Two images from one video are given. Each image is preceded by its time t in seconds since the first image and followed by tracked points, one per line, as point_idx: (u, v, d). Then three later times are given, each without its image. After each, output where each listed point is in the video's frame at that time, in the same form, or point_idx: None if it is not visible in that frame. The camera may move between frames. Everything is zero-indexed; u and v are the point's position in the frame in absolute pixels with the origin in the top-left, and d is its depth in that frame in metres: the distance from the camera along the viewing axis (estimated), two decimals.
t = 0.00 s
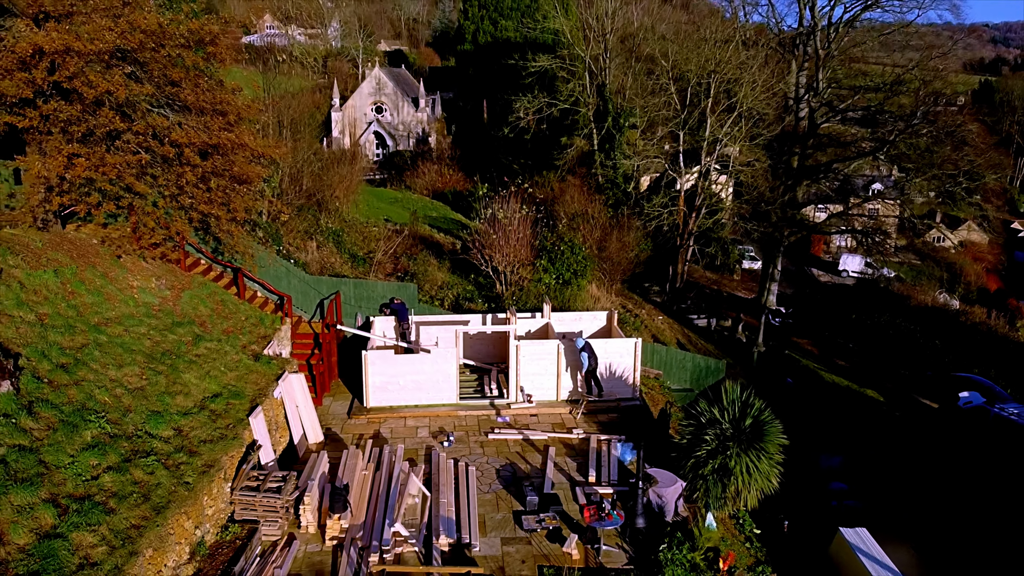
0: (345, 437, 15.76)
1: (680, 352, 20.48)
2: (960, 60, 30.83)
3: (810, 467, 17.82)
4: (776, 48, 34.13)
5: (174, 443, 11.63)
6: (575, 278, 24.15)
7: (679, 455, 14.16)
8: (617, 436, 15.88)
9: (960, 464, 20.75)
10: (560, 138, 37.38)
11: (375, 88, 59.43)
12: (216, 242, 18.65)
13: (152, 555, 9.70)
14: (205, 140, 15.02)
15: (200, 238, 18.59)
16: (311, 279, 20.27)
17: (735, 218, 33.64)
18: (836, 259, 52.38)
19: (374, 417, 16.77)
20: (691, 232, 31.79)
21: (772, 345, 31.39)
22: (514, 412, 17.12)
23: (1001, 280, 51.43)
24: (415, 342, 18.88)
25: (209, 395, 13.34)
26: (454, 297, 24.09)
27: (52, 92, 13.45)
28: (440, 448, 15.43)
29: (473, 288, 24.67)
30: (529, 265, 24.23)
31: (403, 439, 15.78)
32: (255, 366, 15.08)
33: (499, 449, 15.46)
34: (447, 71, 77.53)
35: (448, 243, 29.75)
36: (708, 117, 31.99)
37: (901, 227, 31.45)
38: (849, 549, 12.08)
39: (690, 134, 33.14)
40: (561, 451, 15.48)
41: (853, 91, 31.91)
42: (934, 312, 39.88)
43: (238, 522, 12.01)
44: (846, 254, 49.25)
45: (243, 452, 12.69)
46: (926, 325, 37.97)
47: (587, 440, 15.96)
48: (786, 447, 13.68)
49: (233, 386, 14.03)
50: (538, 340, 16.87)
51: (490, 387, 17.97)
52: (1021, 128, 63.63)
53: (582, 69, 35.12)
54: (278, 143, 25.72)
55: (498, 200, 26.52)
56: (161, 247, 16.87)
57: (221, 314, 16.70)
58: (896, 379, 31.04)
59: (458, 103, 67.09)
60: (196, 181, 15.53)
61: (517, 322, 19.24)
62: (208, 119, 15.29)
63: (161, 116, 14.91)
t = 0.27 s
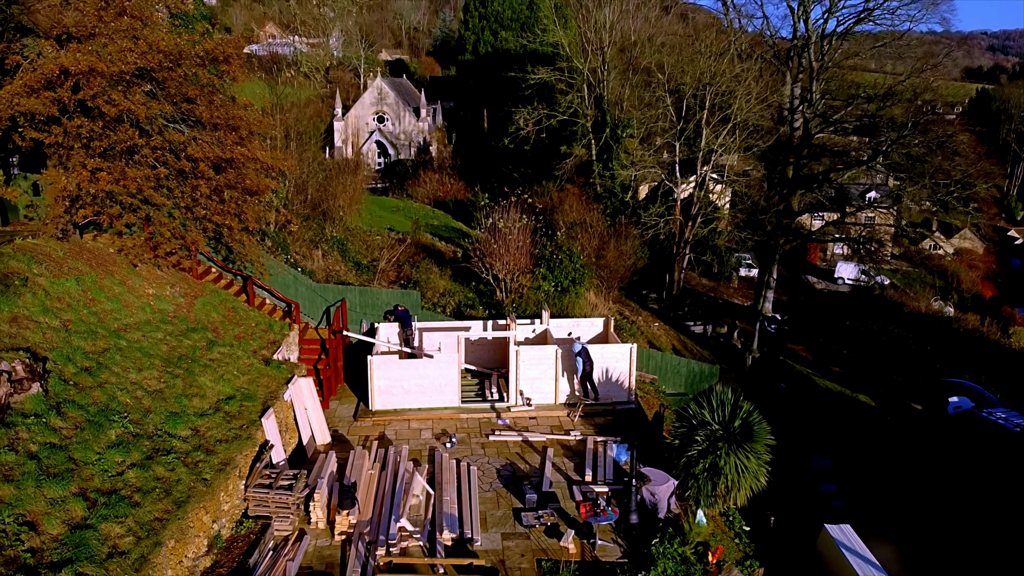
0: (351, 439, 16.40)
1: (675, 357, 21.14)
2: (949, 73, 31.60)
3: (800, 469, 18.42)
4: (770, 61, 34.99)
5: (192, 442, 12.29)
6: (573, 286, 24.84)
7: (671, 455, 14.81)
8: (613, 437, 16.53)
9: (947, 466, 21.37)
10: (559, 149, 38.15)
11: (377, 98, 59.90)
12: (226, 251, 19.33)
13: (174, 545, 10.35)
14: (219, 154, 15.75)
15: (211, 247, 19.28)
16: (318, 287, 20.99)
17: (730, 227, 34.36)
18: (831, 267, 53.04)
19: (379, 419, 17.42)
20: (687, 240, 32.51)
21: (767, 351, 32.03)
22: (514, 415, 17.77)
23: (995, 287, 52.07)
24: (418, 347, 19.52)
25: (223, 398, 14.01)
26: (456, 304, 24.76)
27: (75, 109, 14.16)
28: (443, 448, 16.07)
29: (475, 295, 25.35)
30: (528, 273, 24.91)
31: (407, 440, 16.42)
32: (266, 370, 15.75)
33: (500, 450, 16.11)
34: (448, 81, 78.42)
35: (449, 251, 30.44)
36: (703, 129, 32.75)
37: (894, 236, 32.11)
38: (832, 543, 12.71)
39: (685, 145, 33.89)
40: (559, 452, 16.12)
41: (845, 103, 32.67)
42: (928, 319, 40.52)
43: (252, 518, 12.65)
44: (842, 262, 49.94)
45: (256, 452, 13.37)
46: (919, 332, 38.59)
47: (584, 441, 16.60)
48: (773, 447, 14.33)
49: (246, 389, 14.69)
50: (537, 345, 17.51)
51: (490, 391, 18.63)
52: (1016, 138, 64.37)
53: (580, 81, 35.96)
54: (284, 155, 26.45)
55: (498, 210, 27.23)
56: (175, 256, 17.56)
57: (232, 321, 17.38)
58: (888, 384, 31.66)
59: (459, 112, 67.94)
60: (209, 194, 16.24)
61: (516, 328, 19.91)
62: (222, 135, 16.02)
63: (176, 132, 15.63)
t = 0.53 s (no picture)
0: (358, 441, 17.06)
1: (670, 363, 21.80)
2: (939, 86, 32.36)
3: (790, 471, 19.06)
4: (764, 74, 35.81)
5: (208, 442, 12.96)
6: (572, 294, 25.53)
7: (665, 456, 15.46)
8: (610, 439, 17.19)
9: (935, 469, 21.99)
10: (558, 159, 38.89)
11: (379, 108, 60.44)
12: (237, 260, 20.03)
13: (194, 538, 11.01)
14: (232, 168, 16.48)
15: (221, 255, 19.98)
16: (324, 294, 21.71)
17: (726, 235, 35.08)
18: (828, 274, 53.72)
19: (384, 422, 18.08)
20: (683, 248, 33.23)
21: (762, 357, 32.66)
22: (513, 418, 18.44)
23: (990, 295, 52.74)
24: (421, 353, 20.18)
25: (236, 400, 14.69)
26: (458, 311, 25.44)
27: (97, 126, 14.88)
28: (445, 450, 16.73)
29: (476, 302, 26.03)
30: (528, 280, 25.60)
31: (411, 442, 17.09)
32: (276, 374, 16.42)
33: (500, 451, 16.77)
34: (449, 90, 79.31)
35: (451, 259, 31.15)
36: (698, 140, 33.52)
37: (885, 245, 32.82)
38: (817, 539, 13.34)
39: (681, 156, 34.66)
40: (557, 453, 16.78)
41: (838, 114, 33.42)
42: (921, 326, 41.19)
43: (264, 514, 13.31)
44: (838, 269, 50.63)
45: (269, 452, 14.03)
46: (912, 339, 39.24)
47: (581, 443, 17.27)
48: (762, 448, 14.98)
49: (257, 392, 15.36)
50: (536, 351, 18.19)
51: (491, 395, 19.29)
52: (1012, 146, 65.06)
53: (578, 93, 36.74)
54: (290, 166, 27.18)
55: (499, 219, 27.93)
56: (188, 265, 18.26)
57: (243, 326, 18.06)
58: (881, 390, 32.31)
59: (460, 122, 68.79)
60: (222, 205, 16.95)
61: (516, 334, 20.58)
62: (235, 149, 16.75)
63: (191, 146, 16.36)
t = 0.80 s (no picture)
0: (365, 442, 17.72)
1: (665, 368, 22.47)
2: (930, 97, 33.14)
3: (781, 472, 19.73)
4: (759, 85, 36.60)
5: (224, 441, 13.64)
6: (571, 300, 26.23)
7: (659, 456, 16.13)
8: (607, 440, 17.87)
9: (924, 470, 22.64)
10: (558, 168, 39.64)
11: (380, 117, 61.08)
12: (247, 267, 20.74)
13: (214, 531, 11.67)
14: (244, 180, 17.20)
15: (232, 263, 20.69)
16: (331, 301, 22.43)
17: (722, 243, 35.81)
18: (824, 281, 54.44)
19: (389, 424, 18.75)
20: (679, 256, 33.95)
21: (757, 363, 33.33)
22: (514, 420, 19.10)
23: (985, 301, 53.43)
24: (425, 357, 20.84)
25: (250, 402, 15.37)
26: (460, 317, 26.14)
27: (118, 140, 15.62)
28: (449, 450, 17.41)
29: (477, 309, 26.73)
30: (528, 287, 26.29)
31: (416, 443, 17.75)
32: (287, 378, 17.11)
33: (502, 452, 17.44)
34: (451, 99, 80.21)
35: (452, 266, 31.87)
36: (694, 150, 34.28)
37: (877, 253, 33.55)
38: (804, 534, 14.00)
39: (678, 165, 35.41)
40: (556, 454, 17.44)
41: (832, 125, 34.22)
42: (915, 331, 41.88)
43: (277, 510, 13.98)
44: (834, 276, 51.36)
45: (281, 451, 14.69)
46: (905, 345, 39.92)
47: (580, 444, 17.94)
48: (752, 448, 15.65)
49: (269, 395, 16.05)
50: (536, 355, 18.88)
51: (492, 398, 19.96)
52: (1008, 154, 65.83)
53: (577, 104, 37.52)
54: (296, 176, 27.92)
55: (500, 227, 28.66)
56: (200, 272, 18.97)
57: (254, 332, 18.76)
58: (874, 395, 32.98)
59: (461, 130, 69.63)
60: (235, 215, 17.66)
61: (517, 340, 21.25)
62: (247, 162, 17.46)
63: (206, 159, 17.04)
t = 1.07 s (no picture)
0: (371, 443, 18.39)
1: (662, 372, 23.15)
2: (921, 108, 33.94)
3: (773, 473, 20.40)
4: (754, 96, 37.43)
5: (240, 441, 14.33)
6: (570, 307, 26.93)
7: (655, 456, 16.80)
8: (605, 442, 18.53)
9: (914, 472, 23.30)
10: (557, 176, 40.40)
11: (382, 125, 61.92)
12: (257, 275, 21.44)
13: (232, 524, 12.35)
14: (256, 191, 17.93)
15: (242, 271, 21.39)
16: (338, 308, 23.16)
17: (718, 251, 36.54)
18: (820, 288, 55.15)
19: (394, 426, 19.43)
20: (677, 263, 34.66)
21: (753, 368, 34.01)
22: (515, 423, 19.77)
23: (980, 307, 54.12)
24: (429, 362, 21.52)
25: (262, 405, 16.05)
26: (462, 323, 26.83)
27: (137, 154, 16.35)
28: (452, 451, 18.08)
29: (479, 315, 27.43)
30: (529, 294, 27.01)
31: (421, 444, 18.42)
32: (297, 381, 17.79)
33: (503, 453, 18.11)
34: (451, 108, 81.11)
35: (454, 274, 32.57)
36: (691, 159, 35.05)
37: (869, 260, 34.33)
38: (793, 531, 14.67)
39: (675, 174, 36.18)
40: (556, 454, 18.11)
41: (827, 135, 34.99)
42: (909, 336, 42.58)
43: (289, 507, 14.62)
44: (830, 283, 52.09)
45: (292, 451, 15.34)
46: (899, 350, 40.62)
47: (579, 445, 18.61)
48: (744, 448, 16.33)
49: (280, 397, 16.73)
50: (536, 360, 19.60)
51: (494, 402, 20.63)
52: (1004, 161, 66.68)
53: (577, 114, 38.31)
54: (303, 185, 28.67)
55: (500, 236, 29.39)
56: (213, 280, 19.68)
57: (264, 337, 19.46)
58: (867, 399, 33.66)
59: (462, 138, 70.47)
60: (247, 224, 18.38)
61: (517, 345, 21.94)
62: (259, 174, 18.18)
63: (220, 172, 17.76)
